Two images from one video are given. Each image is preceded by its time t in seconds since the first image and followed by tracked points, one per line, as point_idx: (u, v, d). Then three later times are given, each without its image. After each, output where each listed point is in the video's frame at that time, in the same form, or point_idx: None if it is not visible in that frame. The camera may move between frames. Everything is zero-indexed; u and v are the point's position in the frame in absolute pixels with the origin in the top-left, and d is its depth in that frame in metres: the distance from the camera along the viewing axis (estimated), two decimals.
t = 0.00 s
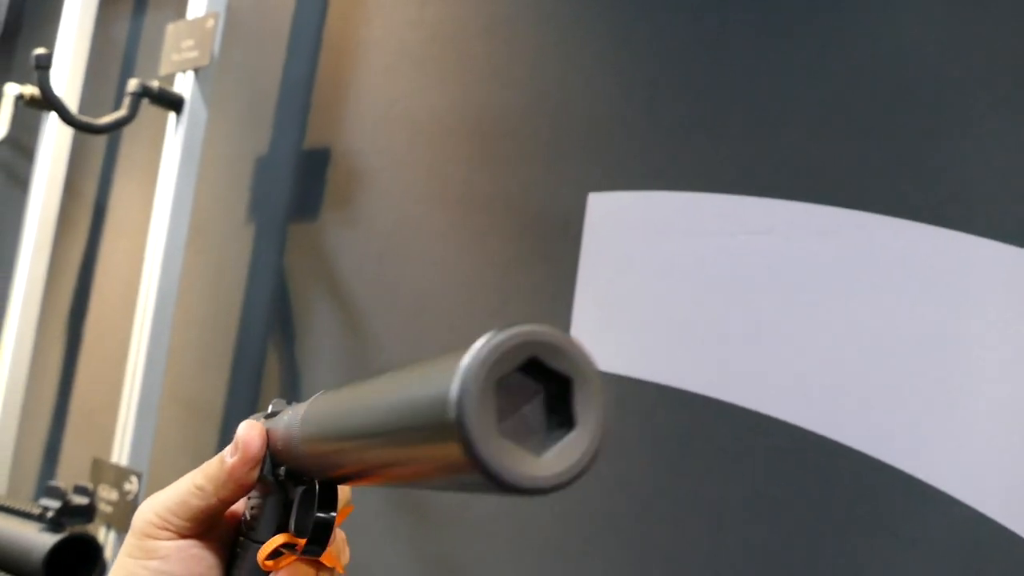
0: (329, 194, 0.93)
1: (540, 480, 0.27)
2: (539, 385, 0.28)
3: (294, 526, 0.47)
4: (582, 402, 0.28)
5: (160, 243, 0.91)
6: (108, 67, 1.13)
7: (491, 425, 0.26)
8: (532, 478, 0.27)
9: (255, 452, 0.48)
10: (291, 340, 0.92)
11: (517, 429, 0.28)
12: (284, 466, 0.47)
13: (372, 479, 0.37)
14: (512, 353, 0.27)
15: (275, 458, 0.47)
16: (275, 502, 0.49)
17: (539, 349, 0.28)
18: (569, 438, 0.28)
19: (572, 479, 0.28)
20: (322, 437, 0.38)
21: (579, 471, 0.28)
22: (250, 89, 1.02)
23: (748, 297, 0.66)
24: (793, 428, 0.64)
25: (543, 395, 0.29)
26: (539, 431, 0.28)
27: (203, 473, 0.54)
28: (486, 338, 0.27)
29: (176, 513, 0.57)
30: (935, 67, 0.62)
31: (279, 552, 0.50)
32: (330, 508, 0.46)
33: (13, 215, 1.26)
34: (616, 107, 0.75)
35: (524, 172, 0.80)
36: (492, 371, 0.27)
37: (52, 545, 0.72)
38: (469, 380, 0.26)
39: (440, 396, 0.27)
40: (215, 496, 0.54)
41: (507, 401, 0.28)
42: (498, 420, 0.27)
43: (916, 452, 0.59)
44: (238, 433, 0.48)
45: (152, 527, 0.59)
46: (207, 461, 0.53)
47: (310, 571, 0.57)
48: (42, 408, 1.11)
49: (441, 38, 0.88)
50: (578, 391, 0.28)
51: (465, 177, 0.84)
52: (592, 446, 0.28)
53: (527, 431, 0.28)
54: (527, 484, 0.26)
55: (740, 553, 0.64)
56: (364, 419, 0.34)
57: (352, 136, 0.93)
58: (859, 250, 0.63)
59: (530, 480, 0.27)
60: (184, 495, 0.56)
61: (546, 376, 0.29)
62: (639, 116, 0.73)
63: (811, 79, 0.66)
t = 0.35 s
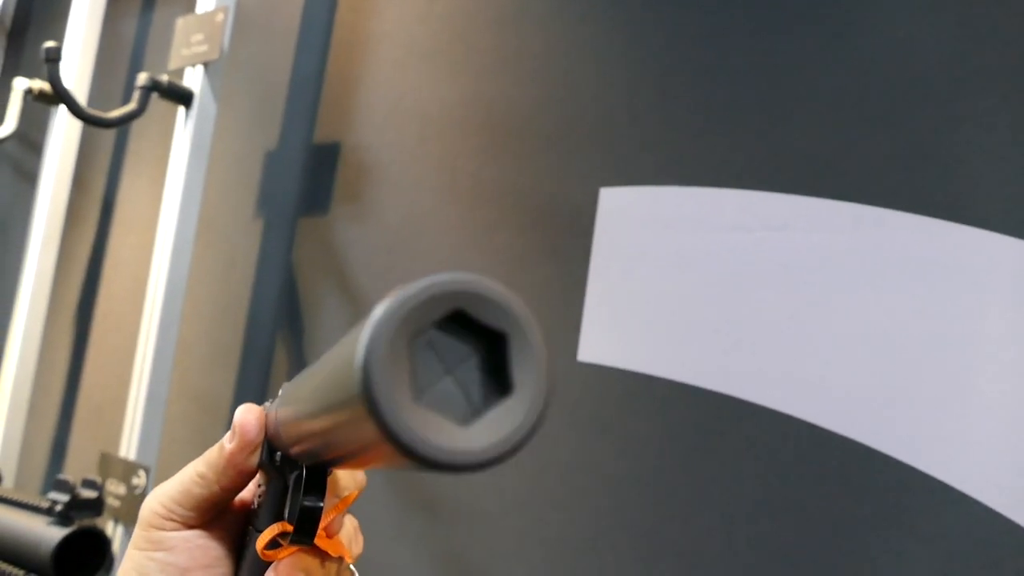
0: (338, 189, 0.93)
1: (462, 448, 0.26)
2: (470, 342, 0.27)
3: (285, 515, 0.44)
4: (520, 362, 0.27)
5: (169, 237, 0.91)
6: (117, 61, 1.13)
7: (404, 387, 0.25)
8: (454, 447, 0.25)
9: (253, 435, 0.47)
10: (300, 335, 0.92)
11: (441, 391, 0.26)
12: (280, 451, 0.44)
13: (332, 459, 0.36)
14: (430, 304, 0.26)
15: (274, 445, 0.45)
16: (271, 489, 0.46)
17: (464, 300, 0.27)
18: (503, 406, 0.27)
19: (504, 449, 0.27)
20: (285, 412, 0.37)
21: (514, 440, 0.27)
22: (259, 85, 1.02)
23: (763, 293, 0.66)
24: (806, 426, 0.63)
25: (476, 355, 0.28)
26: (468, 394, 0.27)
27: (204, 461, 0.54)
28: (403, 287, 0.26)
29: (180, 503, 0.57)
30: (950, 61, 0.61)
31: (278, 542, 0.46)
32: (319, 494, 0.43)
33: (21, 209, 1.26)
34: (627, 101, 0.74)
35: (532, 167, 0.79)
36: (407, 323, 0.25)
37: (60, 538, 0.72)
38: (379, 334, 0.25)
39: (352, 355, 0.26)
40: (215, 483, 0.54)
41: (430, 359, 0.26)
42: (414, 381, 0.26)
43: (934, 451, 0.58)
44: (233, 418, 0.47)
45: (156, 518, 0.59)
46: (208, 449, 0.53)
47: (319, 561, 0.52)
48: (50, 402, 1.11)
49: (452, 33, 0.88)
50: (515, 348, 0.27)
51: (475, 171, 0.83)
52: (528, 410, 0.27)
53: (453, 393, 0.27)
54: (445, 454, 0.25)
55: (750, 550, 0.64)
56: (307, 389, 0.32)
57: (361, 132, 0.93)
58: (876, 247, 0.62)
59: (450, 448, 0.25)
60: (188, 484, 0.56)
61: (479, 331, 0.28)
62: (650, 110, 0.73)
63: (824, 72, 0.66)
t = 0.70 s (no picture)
0: (343, 187, 0.93)
1: (471, 452, 0.26)
2: (480, 345, 0.28)
3: (301, 528, 0.44)
4: (530, 368, 0.28)
5: (173, 235, 0.91)
6: (121, 59, 1.13)
7: (413, 389, 0.26)
8: (465, 449, 0.26)
9: (268, 446, 0.47)
10: (305, 333, 0.92)
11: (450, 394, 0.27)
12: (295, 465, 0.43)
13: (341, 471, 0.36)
14: (437, 305, 0.27)
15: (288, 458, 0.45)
16: (286, 502, 0.45)
17: (473, 301, 0.27)
18: (516, 413, 0.28)
19: (516, 452, 0.27)
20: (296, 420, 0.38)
21: (526, 444, 0.28)
22: (265, 83, 1.02)
23: (774, 291, 0.65)
24: (816, 425, 0.62)
25: (487, 358, 0.28)
26: (478, 397, 0.28)
27: (220, 474, 0.54)
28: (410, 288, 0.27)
29: (196, 517, 0.57)
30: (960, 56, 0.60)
31: (295, 557, 0.46)
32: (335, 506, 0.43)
33: (25, 208, 1.26)
34: (633, 98, 0.74)
35: (538, 165, 0.79)
36: (415, 328, 0.26)
37: (65, 538, 0.72)
38: (390, 336, 0.26)
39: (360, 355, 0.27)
40: (232, 496, 0.53)
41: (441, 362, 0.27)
42: (423, 382, 0.27)
43: (946, 452, 0.58)
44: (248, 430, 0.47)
45: (172, 532, 0.59)
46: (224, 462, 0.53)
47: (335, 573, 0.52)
48: (54, 401, 1.11)
49: (457, 30, 0.87)
50: (526, 353, 0.28)
51: (481, 169, 0.83)
52: (537, 422, 0.28)
53: (463, 397, 0.28)
54: (454, 457, 0.26)
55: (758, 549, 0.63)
56: (318, 395, 0.33)
57: (366, 129, 0.92)
58: (888, 245, 0.61)
59: (459, 451, 0.26)
60: (204, 497, 0.56)
61: (489, 335, 0.28)
62: (655, 107, 0.72)
63: (831, 67, 0.65)
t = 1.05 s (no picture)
0: (352, 182, 0.93)
1: (544, 514, 0.22)
2: (551, 391, 0.23)
3: (332, 551, 0.44)
4: (607, 418, 0.23)
5: (181, 231, 0.90)
6: (129, 53, 1.13)
7: (481, 443, 0.21)
8: (533, 512, 0.22)
9: (299, 464, 0.46)
10: (313, 329, 0.92)
11: (521, 446, 0.22)
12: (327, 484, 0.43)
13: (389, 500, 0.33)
14: (508, 351, 0.22)
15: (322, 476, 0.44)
16: (317, 523, 0.45)
17: (547, 344, 0.23)
18: (589, 465, 0.23)
19: (592, 515, 0.23)
20: (341, 445, 0.34)
21: (600, 504, 0.23)
22: (275, 78, 1.02)
23: (788, 289, 0.64)
24: (826, 424, 0.61)
25: (559, 406, 0.23)
26: (548, 450, 0.23)
27: (250, 491, 0.54)
28: (476, 331, 0.22)
29: (224, 536, 0.57)
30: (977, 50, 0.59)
31: None
32: (369, 532, 0.42)
33: (32, 203, 1.26)
34: (643, 94, 0.73)
35: (548, 160, 0.79)
36: (485, 371, 0.22)
37: (71, 535, 0.71)
38: (453, 382, 0.21)
39: (419, 403, 0.22)
40: (262, 514, 0.53)
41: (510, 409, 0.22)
42: (492, 435, 0.22)
43: (962, 453, 0.56)
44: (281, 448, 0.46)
45: (199, 549, 0.59)
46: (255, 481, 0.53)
47: None
48: (61, 396, 1.10)
49: (467, 26, 0.86)
50: (602, 400, 0.23)
51: (490, 164, 0.82)
52: (614, 477, 0.23)
53: (533, 451, 0.23)
54: (524, 520, 0.21)
55: (770, 551, 0.62)
56: (368, 427, 0.29)
57: (375, 125, 0.92)
58: (904, 241, 0.60)
59: (527, 514, 0.21)
60: (234, 515, 0.56)
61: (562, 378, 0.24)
62: (668, 102, 0.72)
63: (846, 61, 0.63)
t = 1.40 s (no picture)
0: (352, 176, 0.92)
1: (516, 453, 0.22)
2: (516, 341, 0.24)
3: (324, 540, 0.43)
4: (572, 362, 0.24)
5: (181, 226, 0.90)
6: (129, 49, 1.13)
7: (448, 388, 0.22)
8: (506, 452, 0.22)
9: (288, 455, 0.46)
10: (314, 324, 0.92)
11: (490, 393, 0.23)
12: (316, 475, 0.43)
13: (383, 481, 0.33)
14: (471, 300, 0.22)
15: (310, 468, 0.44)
16: (309, 514, 0.45)
17: (509, 295, 0.23)
18: (556, 404, 0.23)
19: (561, 452, 0.23)
20: (326, 434, 0.34)
21: (571, 442, 0.23)
22: (275, 72, 1.01)
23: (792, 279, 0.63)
24: (831, 416, 0.60)
25: (524, 356, 0.24)
26: (517, 396, 0.24)
27: (242, 485, 0.54)
28: (438, 284, 0.23)
29: (218, 531, 0.57)
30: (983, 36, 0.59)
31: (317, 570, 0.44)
32: (358, 517, 0.41)
33: (33, 200, 1.26)
34: (644, 83, 0.72)
35: (549, 152, 0.78)
36: (450, 322, 0.22)
37: (71, 532, 0.71)
38: (418, 330, 0.22)
39: (390, 357, 0.23)
40: (254, 507, 0.53)
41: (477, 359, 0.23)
42: (459, 382, 0.22)
43: (970, 444, 0.55)
44: (270, 441, 0.46)
45: (192, 545, 0.59)
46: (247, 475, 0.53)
47: None
48: (63, 393, 1.10)
49: (466, 17, 0.86)
50: (565, 346, 0.24)
51: (490, 157, 0.82)
52: (582, 417, 0.24)
53: (502, 398, 0.23)
54: (497, 459, 0.22)
55: (775, 544, 0.62)
56: (347, 405, 0.29)
57: (375, 119, 0.91)
58: (910, 229, 0.59)
59: (500, 453, 0.22)
60: (226, 510, 0.55)
61: (525, 328, 0.24)
62: (670, 91, 0.71)
63: (850, 48, 0.62)
